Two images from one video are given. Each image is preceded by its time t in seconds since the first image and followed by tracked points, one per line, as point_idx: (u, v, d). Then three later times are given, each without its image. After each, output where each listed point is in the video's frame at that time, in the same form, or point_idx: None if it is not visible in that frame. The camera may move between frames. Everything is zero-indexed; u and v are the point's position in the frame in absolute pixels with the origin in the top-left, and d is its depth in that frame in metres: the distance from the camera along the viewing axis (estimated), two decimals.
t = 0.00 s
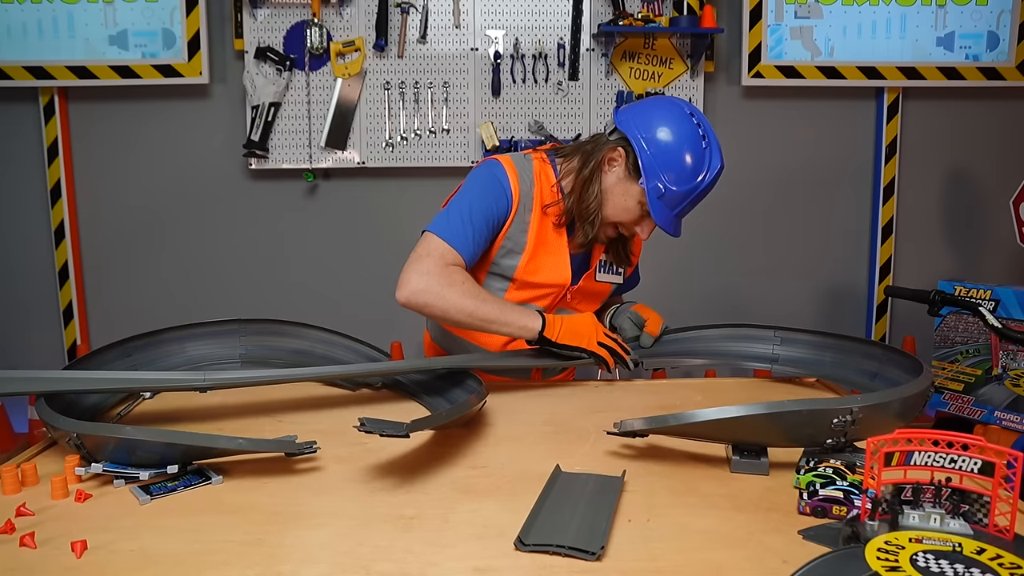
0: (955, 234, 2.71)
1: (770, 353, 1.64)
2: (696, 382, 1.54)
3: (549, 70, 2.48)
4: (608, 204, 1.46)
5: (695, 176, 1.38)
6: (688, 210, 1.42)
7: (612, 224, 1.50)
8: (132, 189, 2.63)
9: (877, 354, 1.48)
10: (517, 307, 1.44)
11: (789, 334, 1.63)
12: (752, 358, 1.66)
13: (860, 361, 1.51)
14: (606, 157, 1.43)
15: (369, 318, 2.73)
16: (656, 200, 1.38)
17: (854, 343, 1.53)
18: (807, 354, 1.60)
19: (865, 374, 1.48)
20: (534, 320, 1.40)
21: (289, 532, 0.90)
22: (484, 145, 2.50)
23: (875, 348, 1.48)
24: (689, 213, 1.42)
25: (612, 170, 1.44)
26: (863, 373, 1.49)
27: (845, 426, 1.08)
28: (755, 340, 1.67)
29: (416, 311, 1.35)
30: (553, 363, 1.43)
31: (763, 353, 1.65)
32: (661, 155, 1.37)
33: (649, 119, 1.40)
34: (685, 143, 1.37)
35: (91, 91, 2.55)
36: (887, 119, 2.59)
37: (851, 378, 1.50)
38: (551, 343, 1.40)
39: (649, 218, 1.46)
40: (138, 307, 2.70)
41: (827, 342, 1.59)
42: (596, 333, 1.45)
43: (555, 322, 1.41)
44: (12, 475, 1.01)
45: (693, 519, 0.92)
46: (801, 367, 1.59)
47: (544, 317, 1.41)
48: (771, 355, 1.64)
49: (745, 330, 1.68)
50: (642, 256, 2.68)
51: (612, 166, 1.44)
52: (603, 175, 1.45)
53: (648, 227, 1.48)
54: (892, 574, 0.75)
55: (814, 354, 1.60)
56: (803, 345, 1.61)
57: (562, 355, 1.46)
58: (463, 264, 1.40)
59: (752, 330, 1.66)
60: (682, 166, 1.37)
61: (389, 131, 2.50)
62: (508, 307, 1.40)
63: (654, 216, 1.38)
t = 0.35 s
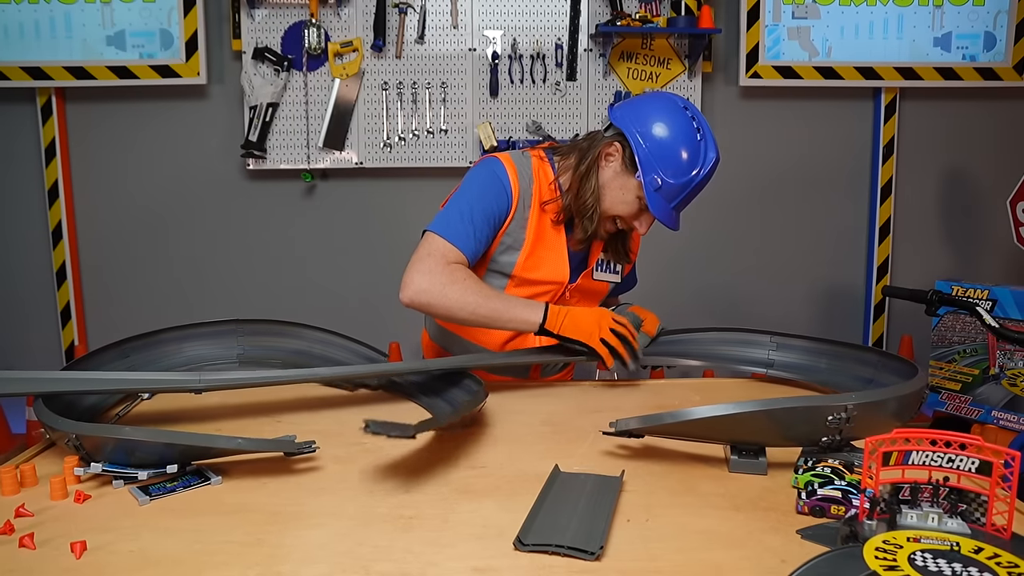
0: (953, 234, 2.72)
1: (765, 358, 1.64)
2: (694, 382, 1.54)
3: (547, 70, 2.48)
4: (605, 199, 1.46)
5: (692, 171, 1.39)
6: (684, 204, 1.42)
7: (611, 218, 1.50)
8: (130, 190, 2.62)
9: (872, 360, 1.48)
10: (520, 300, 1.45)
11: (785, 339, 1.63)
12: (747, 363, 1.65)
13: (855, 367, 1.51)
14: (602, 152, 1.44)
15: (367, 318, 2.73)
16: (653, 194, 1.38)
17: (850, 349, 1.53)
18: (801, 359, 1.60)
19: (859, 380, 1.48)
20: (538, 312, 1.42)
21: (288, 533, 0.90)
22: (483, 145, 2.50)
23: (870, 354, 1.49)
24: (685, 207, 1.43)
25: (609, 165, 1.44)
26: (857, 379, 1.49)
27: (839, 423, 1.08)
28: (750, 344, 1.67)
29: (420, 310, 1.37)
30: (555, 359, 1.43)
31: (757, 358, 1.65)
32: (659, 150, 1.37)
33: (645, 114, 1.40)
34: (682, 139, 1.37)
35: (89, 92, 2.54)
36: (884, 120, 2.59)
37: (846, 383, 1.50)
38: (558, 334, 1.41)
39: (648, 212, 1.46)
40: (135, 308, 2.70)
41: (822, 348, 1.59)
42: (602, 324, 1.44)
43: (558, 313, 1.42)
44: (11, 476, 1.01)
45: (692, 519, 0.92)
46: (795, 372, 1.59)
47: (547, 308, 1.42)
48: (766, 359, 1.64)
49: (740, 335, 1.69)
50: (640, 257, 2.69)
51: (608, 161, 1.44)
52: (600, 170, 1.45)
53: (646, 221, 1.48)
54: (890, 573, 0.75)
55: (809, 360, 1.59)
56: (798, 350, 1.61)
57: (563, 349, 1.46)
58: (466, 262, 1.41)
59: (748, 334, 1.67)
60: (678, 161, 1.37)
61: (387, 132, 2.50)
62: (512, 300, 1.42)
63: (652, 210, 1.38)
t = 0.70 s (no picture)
0: (950, 234, 2.72)
1: (757, 359, 1.64)
2: (692, 381, 1.54)
3: (544, 70, 2.49)
4: (604, 202, 1.47)
5: (691, 174, 1.38)
6: (684, 207, 1.42)
7: (610, 222, 1.50)
8: (127, 190, 2.62)
9: (865, 360, 1.49)
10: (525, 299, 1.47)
11: (776, 341, 1.64)
12: (739, 364, 1.64)
13: (847, 367, 1.52)
14: (601, 154, 1.45)
15: (364, 319, 2.72)
16: (652, 196, 1.38)
17: (842, 350, 1.54)
18: (793, 360, 1.60)
19: (851, 380, 1.49)
20: (541, 316, 1.43)
21: (285, 533, 0.89)
22: (480, 145, 2.50)
23: (862, 354, 1.50)
24: (685, 210, 1.43)
25: (608, 167, 1.45)
26: (850, 379, 1.50)
27: (839, 423, 1.08)
28: (742, 346, 1.67)
29: (425, 308, 1.39)
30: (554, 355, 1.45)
31: (749, 359, 1.64)
32: (658, 154, 1.37)
33: (645, 117, 1.40)
34: (681, 143, 1.37)
35: (86, 91, 2.54)
36: (881, 120, 2.60)
37: (838, 383, 1.50)
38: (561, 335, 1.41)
39: (645, 215, 1.46)
40: (133, 308, 2.70)
41: (814, 349, 1.59)
42: (603, 336, 1.43)
43: (563, 316, 1.42)
44: (8, 476, 1.01)
45: (689, 518, 0.92)
46: (788, 372, 1.59)
47: (553, 308, 1.44)
48: (758, 360, 1.63)
49: (732, 337, 1.69)
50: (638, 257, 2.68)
51: (608, 163, 1.45)
52: (600, 171, 1.46)
53: (644, 225, 1.48)
54: (887, 572, 0.75)
55: (801, 361, 1.59)
56: (789, 351, 1.61)
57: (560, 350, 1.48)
58: (471, 261, 1.42)
59: (740, 336, 1.67)
60: (678, 165, 1.37)
61: (384, 132, 2.50)
62: (516, 298, 1.44)
63: (651, 213, 1.38)
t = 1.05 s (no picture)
0: (947, 235, 2.73)
1: (754, 358, 1.64)
2: (691, 382, 1.54)
3: (543, 71, 2.49)
4: (602, 203, 1.47)
5: (689, 176, 1.38)
6: (681, 209, 1.42)
7: (607, 225, 1.50)
8: (125, 190, 2.62)
9: (862, 357, 1.50)
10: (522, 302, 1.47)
11: (773, 339, 1.64)
12: (737, 364, 1.65)
13: (844, 364, 1.53)
14: (599, 156, 1.45)
15: (363, 319, 2.72)
16: (649, 199, 1.38)
17: (839, 347, 1.55)
18: (790, 358, 1.61)
19: (849, 377, 1.50)
20: (537, 318, 1.44)
21: (284, 534, 0.89)
22: (479, 145, 2.50)
23: (859, 350, 1.51)
24: (682, 213, 1.43)
25: (606, 169, 1.45)
26: (847, 376, 1.50)
27: (839, 427, 1.09)
28: (740, 346, 1.67)
29: (422, 312, 1.39)
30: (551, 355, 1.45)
31: (747, 358, 1.64)
32: (654, 156, 1.38)
33: (644, 119, 1.40)
34: (680, 145, 1.37)
35: (85, 91, 2.54)
36: (879, 121, 2.60)
37: (836, 380, 1.51)
38: (557, 338, 1.42)
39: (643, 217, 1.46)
40: (132, 308, 2.69)
41: (811, 346, 1.60)
42: (598, 341, 1.43)
43: (559, 319, 1.43)
44: (7, 477, 1.01)
45: (688, 519, 0.92)
46: (785, 371, 1.59)
47: (550, 309, 1.45)
48: (755, 360, 1.64)
49: (729, 337, 1.69)
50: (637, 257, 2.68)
51: (605, 165, 1.45)
52: (598, 174, 1.46)
53: (642, 226, 1.48)
54: (886, 573, 0.75)
55: (798, 358, 1.60)
56: (786, 350, 1.62)
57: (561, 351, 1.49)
58: (468, 264, 1.42)
59: (737, 336, 1.67)
60: (676, 167, 1.37)
61: (383, 132, 2.50)
62: (511, 301, 1.44)
63: (648, 215, 1.38)
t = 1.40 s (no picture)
0: (946, 235, 2.73)
1: (752, 358, 1.64)
2: (689, 383, 1.55)
3: (542, 71, 2.49)
4: (600, 207, 1.47)
5: (688, 181, 1.38)
6: (680, 214, 1.42)
7: (606, 227, 1.51)
8: (124, 190, 2.62)
9: (859, 353, 1.50)
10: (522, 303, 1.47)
11: (769, 339, 1.64)
12: (735, 364, 1.64)
13: (841, 361, 1.53)
14: (598, 159, 1.45)
15: (362, 319, 2.72)
16: (647, 204, 1.39)
17: (836, 344, 1.55)
18: (788, 357, 1.61)
19: (848, 373, 1.50)
20: (539, 322, 1.45)
21: (284, 535, 0.90)
22: (478, 146, 2.50)
23: (856, 347, 1.51)
24: (682, 218, 1.42)
25: (605, 173, 1.45)
26: (846, 373, 1.51)
27: (837, 423, 1.08)
28: (737, 346, 1.67)
29: (422, 312, 1.40)
30: (550, 358, 1.46)
31: (745, 359, 1.64)
32: (653, 161, 1.38)
33: (644, 124, 1.40)
34: (679, 150, 1.37)
35: (84, 92, 2.54)
36: (878, 121, 2.61)
37: (834, 378, 1.51)
38: (558, 339, 1.43)
39: (640, 224, 1.47)
40: (131, 309, 2.69)
41: (808, 345, 1.60)
42: (598, 352, 1.44)
43: (563, 321, 1.43)
44: (7, 478, 1.01)
45: (687, 520, 0.93)
46: (784, 370, 1.59)
47: (553, 313, 1.45)
48: (754, 360, 1.64)
49: (725, 337, 1.69)
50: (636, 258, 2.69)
51: (604, 169, 1.45)
52: (596, 177, 1.46)
53: (640, 232, 1.49)
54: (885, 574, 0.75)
55: (797, 358, 1.60)
56: (784, 349, 1.62)
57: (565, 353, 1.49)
58: (469, 264, 1.42)
59: (734, 336, 1.67)
60: (675, 172, 1.37)
61: (382, 132, 2.49)
62: (514, 302, 1.45)
63: (646, 220, 1.39)
